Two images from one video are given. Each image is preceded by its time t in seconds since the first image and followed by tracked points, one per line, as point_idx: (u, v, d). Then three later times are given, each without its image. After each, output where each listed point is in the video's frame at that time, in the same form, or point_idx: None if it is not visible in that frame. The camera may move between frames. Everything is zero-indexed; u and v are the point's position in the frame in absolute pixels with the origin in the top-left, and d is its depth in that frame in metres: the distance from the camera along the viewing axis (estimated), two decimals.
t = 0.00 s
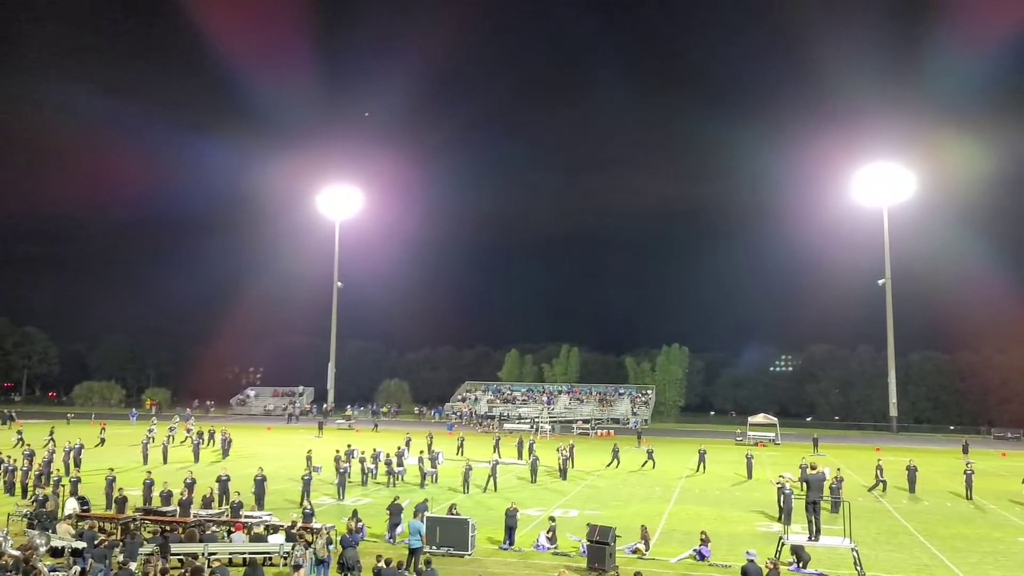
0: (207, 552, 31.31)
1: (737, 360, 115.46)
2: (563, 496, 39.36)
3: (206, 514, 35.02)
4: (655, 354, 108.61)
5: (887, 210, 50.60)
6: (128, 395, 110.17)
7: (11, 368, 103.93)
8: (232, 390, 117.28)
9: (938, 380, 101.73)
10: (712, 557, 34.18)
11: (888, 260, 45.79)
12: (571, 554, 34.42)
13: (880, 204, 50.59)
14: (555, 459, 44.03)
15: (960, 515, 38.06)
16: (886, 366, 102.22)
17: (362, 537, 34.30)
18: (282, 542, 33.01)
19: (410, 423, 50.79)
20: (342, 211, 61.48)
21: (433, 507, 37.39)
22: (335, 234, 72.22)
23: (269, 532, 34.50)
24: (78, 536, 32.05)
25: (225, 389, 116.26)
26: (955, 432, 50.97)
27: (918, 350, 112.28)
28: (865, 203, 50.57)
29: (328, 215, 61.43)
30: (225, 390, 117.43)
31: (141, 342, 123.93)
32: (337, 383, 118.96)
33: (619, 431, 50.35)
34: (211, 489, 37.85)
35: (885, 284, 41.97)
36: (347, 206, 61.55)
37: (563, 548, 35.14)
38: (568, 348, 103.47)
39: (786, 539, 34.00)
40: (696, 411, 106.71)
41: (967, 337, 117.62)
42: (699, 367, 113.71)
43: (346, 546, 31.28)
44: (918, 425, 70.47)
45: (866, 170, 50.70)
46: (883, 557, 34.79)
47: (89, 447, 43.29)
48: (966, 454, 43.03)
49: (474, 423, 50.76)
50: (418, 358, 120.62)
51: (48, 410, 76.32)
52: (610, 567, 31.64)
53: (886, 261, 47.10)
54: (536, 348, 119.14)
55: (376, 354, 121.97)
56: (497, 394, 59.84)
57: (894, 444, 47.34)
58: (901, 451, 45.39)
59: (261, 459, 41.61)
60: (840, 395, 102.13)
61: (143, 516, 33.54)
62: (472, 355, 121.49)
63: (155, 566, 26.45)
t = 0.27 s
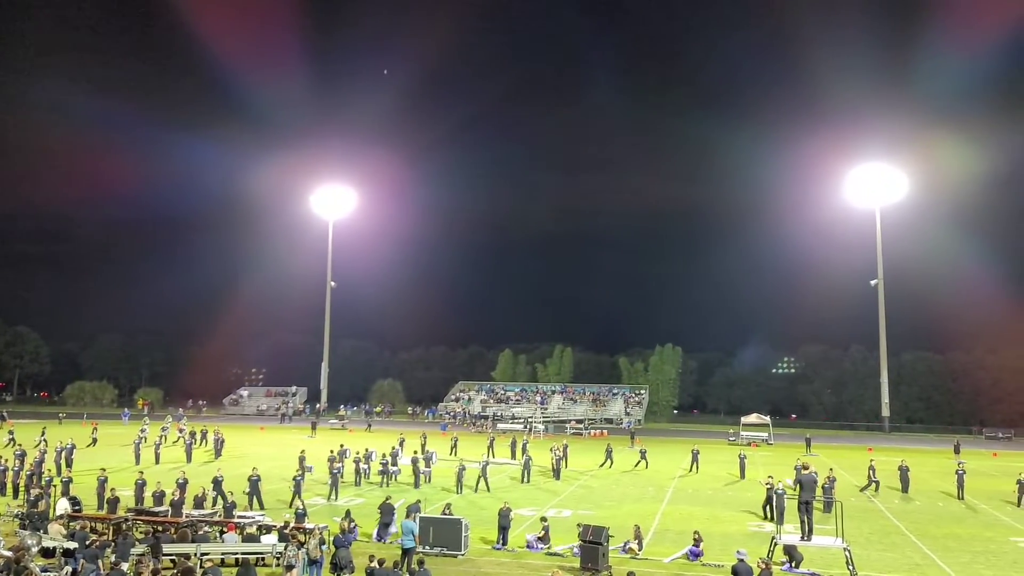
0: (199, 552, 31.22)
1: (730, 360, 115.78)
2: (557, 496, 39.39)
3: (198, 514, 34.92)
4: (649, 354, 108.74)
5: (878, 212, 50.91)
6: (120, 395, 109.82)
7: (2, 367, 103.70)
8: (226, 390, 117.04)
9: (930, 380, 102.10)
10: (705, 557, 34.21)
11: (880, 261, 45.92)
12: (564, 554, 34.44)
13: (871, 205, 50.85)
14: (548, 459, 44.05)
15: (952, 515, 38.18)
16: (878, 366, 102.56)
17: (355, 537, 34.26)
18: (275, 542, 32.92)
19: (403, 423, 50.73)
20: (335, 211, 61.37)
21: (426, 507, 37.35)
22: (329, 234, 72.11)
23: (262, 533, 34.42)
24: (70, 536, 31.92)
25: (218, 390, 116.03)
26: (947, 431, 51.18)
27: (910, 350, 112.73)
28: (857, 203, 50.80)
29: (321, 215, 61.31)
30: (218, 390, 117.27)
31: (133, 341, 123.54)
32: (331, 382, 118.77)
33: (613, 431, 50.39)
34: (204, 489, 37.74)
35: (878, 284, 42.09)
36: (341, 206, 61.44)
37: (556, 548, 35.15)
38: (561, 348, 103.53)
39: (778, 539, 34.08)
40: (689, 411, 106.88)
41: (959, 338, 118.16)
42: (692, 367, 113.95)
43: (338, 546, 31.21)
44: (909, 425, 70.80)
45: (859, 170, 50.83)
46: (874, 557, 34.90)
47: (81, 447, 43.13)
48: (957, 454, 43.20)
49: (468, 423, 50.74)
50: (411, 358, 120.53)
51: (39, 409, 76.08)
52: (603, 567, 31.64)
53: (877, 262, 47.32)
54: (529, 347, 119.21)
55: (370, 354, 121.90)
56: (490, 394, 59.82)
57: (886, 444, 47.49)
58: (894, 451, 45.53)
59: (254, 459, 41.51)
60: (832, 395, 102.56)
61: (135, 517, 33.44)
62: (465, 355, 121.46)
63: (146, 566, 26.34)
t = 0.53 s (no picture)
0: (193, 552, 31.15)
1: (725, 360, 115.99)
2: (551, 496, 39.40)
3: (192, 514, 34.85)
4: (643, 353, 108.81)
5: (872, 212, 51.12)
6: (113, 395, 109.44)
7: None
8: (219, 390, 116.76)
9: (924, 380, 102.40)
10: (699, 556, 34.26)
11: (874, 261, 45.99)
12: (559, 554, 34.46)
13: (865, 205, 51.02)
14: (543, 459, 44.07)
15: (945, 514, 38.30)
16: (872, 366, 102.80)
17: (349, 537, 34.23)
18: (269, 543, 32.86)
19: (398, 423, 50.69)
20: (329, 210, 61.29)
21: (421, 507, 37.34)
22: (324, 233, 72.02)
23: (256, 533, 34.37)
24: (63, 537, 31.80)
25: (212, 390, 115.75)
26: (940, 431, 51.32)
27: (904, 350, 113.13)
28: (851, 203, 50.93)
29: (316, 215, 61.22)
30: (213, 390, 117.08)
31: (127, 341, 123.10)
32: (325, 382, 118.59)
33: (607, 431, 50.42)
34: (198, 489, 37.66)
35: (871, 284, 42.19)
36: (336, 206, 61.37)
37: (551, 548, 35.17)
38: (556, 348, 103.56)
39: (772, 539, 34.16)
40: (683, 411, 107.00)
41: (952, 338, 118.66)
42: (687, 367, 114.14)
43: (333, 546, 31.19)
44: (902, 424, 71.14)
45: (854, 170, 50.96)
46: (868, 556, 34.98)
47: (74, 447, 42.98)
48: (951, 454, 43.32)
49: (462, 423, 50.71)
50: (406, 357, 120.43)
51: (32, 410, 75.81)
52: (598, 567, 31.66)
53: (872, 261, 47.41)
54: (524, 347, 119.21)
55: (365, 353, 121.80)
56: (485, 394, 59.80)
57: (880, 444, 47.60)
58: (887, 450, 45.63)
59: (248, 459, 41.43)
60: (826, 395, 102.81)
61: (129, 517, 33.35)
62: (460, 355, 121.40)
63: (140, 567, 26.26)
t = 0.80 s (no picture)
0: (186, 552, 31.07)
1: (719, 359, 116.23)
2: (546, 496, 39.40)
3: (186, 514, 34.79)
4: (638, 353, 108.91)
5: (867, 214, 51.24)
6: (107, 396, 109.10)
7: None
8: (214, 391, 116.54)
9: (918, 380, 102.71)
10: (693, 556, 34.29)
11: (869, 261, 46.07)
12: (553, 554, 34.45)
13: (859, 206, 51.16)
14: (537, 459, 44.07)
15: (939, 514, 38.40)
16: (866, 366, 103.03)
17: (344, 536, 34.18)
18: (263, 543, 32.79)
19: (392, 423, 50.63)
20: (324, 210, 61.16)
21: (415, 507, 37.30)
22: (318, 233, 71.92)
23: (250, 533, 34.30)
24: (56, 537, 31.70)
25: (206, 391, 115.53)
26: (933, 431, 51.46)
27: (897, 350, 113.46)
28: (845, 204, 51.10)
29: (310, 215, 61.08)
30: (208, 390, 116.97)
31: (121, 341, 122.74)
32: (320, 382, 118.45)
33: (602, 431, 50.45)
34: (192, 489, 37.58)
35: (864, 285, 42.24)
36: (331, 206, 61.27)
37: (545, 547, 35.17)
38: (551, 348, 103.63)
39: (766, 538, 34.19)
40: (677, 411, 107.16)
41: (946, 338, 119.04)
42: (682, 366, 114.28)
43: (327, 546, 31.12)
44: (895, 424, 71.38)
45: (849, 170, 51.06)
46: (862, 556, 35.05)
47: (67, 447, 42.85)
48: (944, 454, 43.43)
49: (457, 423, 50.67)
50: (401, 357, 120.42)
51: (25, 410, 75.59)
52: (592, 567, 31.66)
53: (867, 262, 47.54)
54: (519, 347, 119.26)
55: (360, 353, 121.66)
56: (480, 394, 59.79)
57: (874, 443, 47.72)
58: (881, 450, 45.74)
59: (243, 459, 41.36)
60: (820, 395, 103.07)
61: (122, 517, 33.26)
62: (455, 355, 121.39)
63: (133, 567, 26.19)
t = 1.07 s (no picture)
0: (184, 554, 31.03)
1: (716, 360, 116.34)
2: (544, 497, 39.41)
3: (183, 516, 34.78)
4: (636, 354, 108.98)
5: (864, 215, 51.41)
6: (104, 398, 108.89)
7: None
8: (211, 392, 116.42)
9: (914, 381, 102.85)
10: (691, 557, 34.32)
11: (865, 261, 46.13)
12: (551, 555, 34.47)
13: (857, 208, 51.32)
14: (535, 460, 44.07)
15: (936, 513, 38.47)
16: (863, 366, 103.15)
17: (341, 538, 34.16)
18: (260, 544, 32.76)
19: (390, 425, 50.60)
20: (322, 212, 61.15)
21: (413, 509, 37.30)
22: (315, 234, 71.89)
23: (248, 535, 34.27)
24: (53, 539, 31.65)
25: (204, 393, 115.43)
26: (931, 431, 51.54)
27: (895, 350, 113.63)
28: (842, 206, 51.27)
29: (308, 217, 61.07)
30: (206, 391, 116.93)
31: (118, 342, 122.53)
32: (317, 384, 118.40)
33: (600, 432, 50.47)
34: (190, 491, 37.55)
35: (862, 285, 42.27)
36: (328, 208, 61.26)
37: (543, 548, 35.18)
38: (548, 349, 103.72)
39: (764, 538, 34.22)
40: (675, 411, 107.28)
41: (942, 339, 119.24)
42: (679, 367, 114.38)
43: (325, 548, 31.08)
44: (892, 425, 71.49)
45: (844, 171, 51.20)
46: (859, 555, 35.10)
47: (65, 449, 42.79)
48: (942, 454, 43.51)
49: (455, 424, 50.68)
50: (398, 358, 120.48)
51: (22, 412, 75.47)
52: (590, 568, 31.67)
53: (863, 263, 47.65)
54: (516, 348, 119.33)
55: (357, 354, 121.60)
56: (477, 395, 59.80)
57: (871, 443, 47.80)
58: (879, 450, 45.80)
59: (240, 461, 41.32)
60: (817, 395, 103.22)
61: (120, 519, 33.22)
62: (452, 356, 121.43)
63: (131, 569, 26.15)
